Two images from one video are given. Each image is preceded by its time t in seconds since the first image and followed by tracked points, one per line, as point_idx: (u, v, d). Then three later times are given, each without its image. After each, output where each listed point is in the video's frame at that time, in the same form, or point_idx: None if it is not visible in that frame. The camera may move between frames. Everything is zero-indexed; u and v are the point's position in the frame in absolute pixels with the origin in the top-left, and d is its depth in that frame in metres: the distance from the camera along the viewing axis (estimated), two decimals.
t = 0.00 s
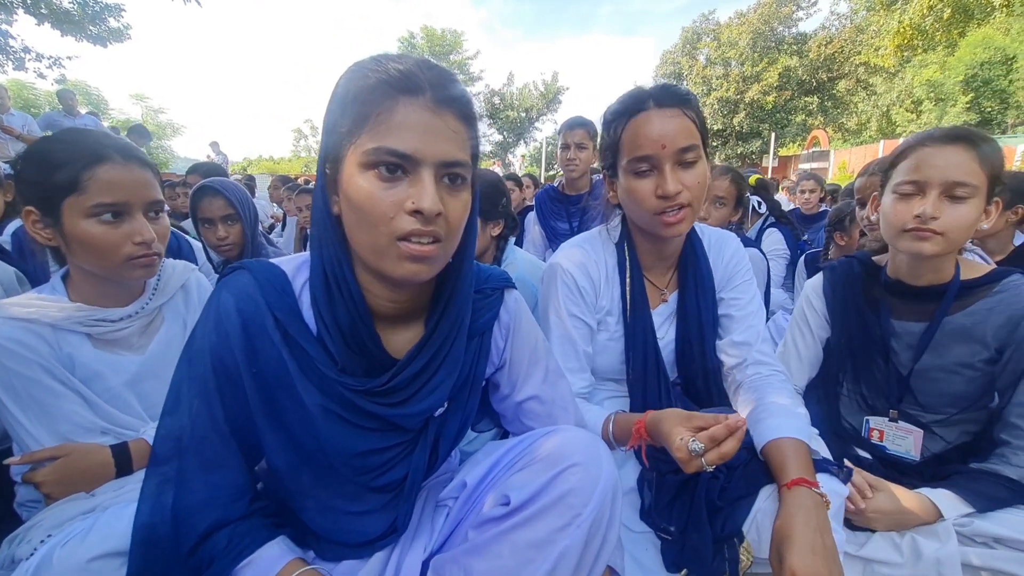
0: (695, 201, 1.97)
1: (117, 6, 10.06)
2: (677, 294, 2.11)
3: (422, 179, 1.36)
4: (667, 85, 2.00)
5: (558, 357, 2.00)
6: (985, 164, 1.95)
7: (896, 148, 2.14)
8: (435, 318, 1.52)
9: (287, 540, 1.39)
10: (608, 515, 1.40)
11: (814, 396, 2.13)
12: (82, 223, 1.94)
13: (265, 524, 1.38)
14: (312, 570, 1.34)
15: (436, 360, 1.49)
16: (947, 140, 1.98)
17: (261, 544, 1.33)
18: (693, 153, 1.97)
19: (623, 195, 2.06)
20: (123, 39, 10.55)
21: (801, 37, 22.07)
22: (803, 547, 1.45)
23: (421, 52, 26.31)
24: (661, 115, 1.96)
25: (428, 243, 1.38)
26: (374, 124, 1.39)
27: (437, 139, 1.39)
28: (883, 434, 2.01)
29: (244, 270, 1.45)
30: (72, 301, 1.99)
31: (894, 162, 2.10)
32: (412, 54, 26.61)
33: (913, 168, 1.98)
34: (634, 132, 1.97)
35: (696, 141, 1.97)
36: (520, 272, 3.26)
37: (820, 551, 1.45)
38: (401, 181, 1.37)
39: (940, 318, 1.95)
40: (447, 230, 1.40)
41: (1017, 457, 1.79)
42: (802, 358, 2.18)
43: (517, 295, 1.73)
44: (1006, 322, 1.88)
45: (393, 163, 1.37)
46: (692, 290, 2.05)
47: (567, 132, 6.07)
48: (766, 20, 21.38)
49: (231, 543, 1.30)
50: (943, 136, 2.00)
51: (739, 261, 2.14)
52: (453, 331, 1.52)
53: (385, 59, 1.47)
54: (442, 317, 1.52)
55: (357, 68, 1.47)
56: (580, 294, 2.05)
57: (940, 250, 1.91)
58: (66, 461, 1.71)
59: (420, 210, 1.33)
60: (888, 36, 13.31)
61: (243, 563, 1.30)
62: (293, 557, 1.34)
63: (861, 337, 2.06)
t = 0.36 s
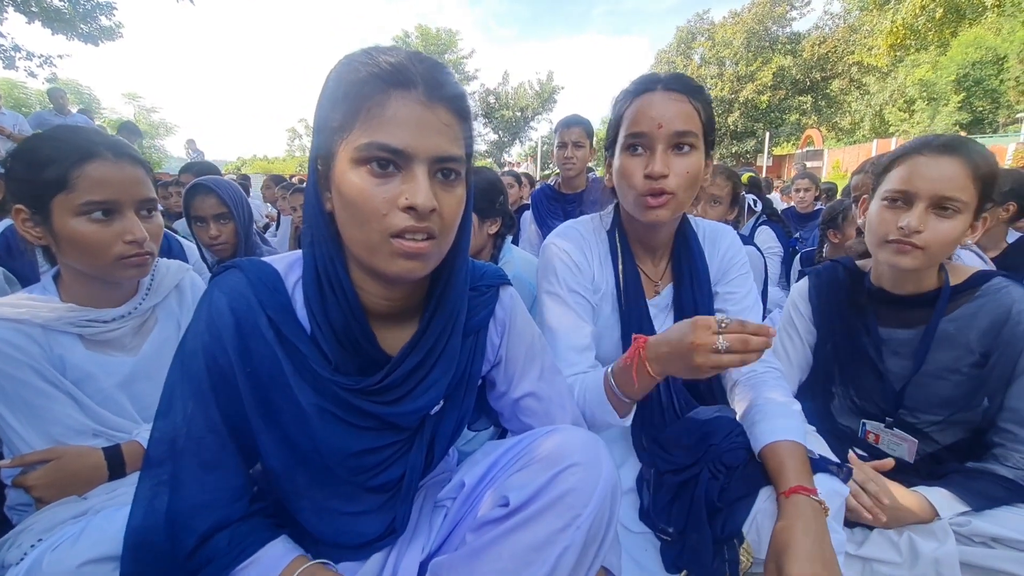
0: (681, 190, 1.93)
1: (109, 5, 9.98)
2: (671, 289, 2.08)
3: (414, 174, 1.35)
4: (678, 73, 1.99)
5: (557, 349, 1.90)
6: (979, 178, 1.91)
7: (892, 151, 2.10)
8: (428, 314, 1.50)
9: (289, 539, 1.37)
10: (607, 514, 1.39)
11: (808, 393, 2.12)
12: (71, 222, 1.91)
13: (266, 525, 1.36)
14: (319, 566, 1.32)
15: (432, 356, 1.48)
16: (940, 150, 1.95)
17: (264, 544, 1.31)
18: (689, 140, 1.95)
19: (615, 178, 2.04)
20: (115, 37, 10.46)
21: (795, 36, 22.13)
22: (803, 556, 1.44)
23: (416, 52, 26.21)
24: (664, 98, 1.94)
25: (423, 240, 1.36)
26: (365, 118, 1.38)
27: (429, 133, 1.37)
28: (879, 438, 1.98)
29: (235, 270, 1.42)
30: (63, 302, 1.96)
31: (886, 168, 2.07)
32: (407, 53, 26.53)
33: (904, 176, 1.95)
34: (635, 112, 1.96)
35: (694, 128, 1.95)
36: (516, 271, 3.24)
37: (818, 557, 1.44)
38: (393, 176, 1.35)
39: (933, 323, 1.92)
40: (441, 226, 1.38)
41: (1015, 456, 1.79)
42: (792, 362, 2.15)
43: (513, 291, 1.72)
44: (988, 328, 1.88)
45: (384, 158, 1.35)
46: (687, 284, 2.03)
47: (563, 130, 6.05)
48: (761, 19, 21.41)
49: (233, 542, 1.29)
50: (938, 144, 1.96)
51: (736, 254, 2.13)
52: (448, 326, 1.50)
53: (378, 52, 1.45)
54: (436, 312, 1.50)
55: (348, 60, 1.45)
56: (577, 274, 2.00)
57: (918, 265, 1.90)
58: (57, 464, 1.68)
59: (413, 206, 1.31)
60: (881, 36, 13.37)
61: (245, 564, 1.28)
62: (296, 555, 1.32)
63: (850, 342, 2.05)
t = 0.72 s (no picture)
0: (678, 198, 1.95)
1: (105, 2, 9.93)
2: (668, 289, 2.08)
3: (422, 172, 1.34)
4: (680, 75, 1.98)
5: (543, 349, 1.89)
6: (978, 194, 1.91)
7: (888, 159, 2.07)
8: (426, 309, 1.49)
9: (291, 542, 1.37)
10: (606, 513, 1.39)
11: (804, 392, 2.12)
12: (68, 221, 1.90)
13: (268, 526, 1.36)
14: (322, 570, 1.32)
15: (430, 353, 1.47)
16: (942, 162, 1.91)
17: (268, 546, 1.31)
18: (687, 146, 1.94)
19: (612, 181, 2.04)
20: (109, 35, 10.41)
21: (791, 35, 22.17)
22: (792, 559, 1.44)
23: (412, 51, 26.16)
24: (663, 102, 1.94)
25: (428, 235, 1.36)
26: (371, 113, 1.37)
27: (434, 131, 1.37)
28: (869, 441, 1.99)
29: (234, 268, 1.42)
30: (58, 302, 1.95)
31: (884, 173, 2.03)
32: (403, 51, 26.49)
33: (903, 189, 1.92)
34: (634, 114, 1.95)
35: (693, 135, 1.94)
36: (513, 270, 3.23)
37: (806, 555, 1.45)
38: (399, 175, 1.34)
39: (919, 328, 1.94)
40: (446, 223, 1.38)
41: (1013, 457, 1.79)
42: (787, 363, 2.15)
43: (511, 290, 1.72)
44: (978, 333, 1.90)
45: (391, 156, 1.35)
46: (684, 283, 2.03)
47: (560, 130, 6.05)
48: (757, 19, 21.42)
49: (236, 543, 1.28)
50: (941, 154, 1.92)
51: (731, 254, 2.12)
52: (445, 321, 1.49)
53: (380, 50, 1.44)
54: (434, 306, 1.50)
55: (352, 56, 1.44)
56: (578, 273, 1.98)
57: (907, 279, 1.90)
58: (52, 467, 1.67)
59: (420, 203, 1.31)
60: (876, 36, 13.41)
61: (249, 565, 1.28)
62: (300, 560, 1.32)
63: (841, 344, 2.05)
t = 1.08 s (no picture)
0: (676, 197, 1.94)
1: None
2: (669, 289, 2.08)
3: (454, 176, 1.35)
4: (675, 76, 1.99)
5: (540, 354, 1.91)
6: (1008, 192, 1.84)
7: (909, 161, 1.89)
8: (426, 305, 1.49)
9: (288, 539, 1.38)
10: (606, 511, 1.40)
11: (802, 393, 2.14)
12: (69, 220, 1.90)
13: (265, 524, 1.36)
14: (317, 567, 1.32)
15: (432, 352, 1.47)
16: (975, 168, 1.77)
17: (263, 544, 1.31)
18: (683, 145, 1.94)
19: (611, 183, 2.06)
20: (107, 32, 10.38)
21: (790, 36, 22.18)
22: (790, 555, 1.45)
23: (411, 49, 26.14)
24: (659, 102, 1.94)
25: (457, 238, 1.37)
26: (404, 121, 1.32)
27: (463, 136, 1.38)
28: (874, 443, 1.97)
29: (239, 265, 1.42)
30: (59, 300, 1.95)
31: (911, 189, 1.84)
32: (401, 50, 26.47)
33: (971, 205, 1.74)
34: (631, 115, 1.96)
35: (689, 133, 1.95)
36: (513, 270, 3.22)
37: (806, 550, 1.45)
38: (435, 180, 1.33)
39: (925, 331, 1.92)
40: (469, 223, 1.40)
41: (1011, 457, 1.80)
42: (786, 362, 2.17)
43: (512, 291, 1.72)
44: (982, 335, 1.89)
45: (424, 161, 1.32)
46: (685, 283, 2.04)
47: (559, 129, 6.05)
48: (756, 19, 21.44)
49: (232, 541, 1.28)
50: (968, 160, 1.79)
51: (732, 253, 2.13)
52: (445, 320, 1.49)
53: (394, 51, 1.38)
54: (433, 302, 1.50)
55: (365, 58, 1.38)
56: (579, 275, 1.99)
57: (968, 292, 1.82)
58: (54, 467, 1.67)
59: (455, 206, 1.32)
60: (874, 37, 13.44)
61: (245, 561, 1.28)
62: (296, 556, 1.32)
63: (841, 344, 2.05)
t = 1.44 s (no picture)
0: (684, 193, 1.96)
1: None
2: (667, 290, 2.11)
3: (462, 187, 1.38)
4: (664, 79, 2.01)
5: (537, 356, 1.92)
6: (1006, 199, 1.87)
7: (913, 171, 1.88)
8: (422, 308, 1.51)
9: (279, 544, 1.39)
10: (599, 513, 1.41)
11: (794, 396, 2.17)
12: (69, 226, 1.90)
13: (258, 527, 1.36)
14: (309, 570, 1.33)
15: (429, 354, 1.48)
16: (981, 177, 1.78)
17: (255, 548, 1.31)
18: (685, 144, 1.97)
19: (613, 186, 2.05)
20: (102, 32, 10.36)
21: (785, 38, 22.26)
22: (780, 551, 1.46)
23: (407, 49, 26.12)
24: (656, 105, 1.96)
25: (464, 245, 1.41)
26: (416, 134, 1.33)
27: (469, 148, 1.41)
28: (864, 444, 2.01)
29: (236, 270, 1.43)
30: (57, 304, 1.95)
31: (919, 200, 1.83)
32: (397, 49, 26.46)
33: (980, 216, 1.75)
34: (630, 119, 1.97)
35: (689, 133, 1.98)
36: (509, 272, 3.24)
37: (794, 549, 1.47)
38: (447, 190, 1.35)
39: (923, 335, 1.94)
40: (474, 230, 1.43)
41: (996, 459, 1.81)
42: (781, 364, 2.19)
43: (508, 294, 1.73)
44: (977, 340, 1.90)
45: (434, 174, 1.34)
46: (682, 286, 2.05)
47: (556, 131, 6.06)
48: (751, 21, 21.57)
49: (222, 548, 1.28)
50: (974, 170, 1.79)
51: (727, 256, 2.15)
52: (439, 322, 1.51)
53: (399, 61, 1.39)
54: (430, 304, 1.52)
55: (370, 67, 1.37)
56: (577, 278, 2.00)
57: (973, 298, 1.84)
58: (52, 471, 1.68)
59: (465, 216, 1.35)
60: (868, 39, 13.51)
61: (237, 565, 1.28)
62: (286, 563, 1.33)
63: (835, 345, 2.07)
